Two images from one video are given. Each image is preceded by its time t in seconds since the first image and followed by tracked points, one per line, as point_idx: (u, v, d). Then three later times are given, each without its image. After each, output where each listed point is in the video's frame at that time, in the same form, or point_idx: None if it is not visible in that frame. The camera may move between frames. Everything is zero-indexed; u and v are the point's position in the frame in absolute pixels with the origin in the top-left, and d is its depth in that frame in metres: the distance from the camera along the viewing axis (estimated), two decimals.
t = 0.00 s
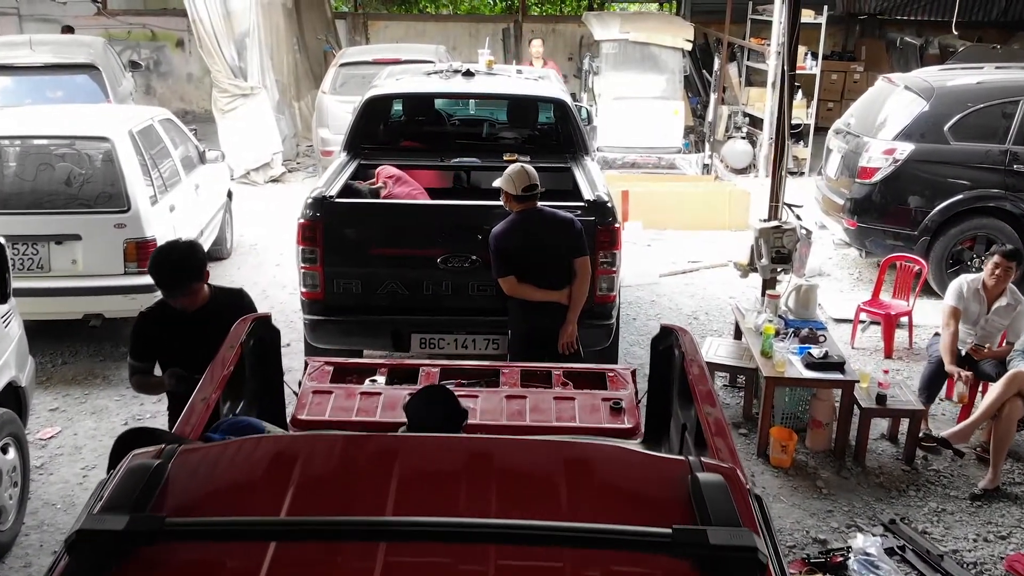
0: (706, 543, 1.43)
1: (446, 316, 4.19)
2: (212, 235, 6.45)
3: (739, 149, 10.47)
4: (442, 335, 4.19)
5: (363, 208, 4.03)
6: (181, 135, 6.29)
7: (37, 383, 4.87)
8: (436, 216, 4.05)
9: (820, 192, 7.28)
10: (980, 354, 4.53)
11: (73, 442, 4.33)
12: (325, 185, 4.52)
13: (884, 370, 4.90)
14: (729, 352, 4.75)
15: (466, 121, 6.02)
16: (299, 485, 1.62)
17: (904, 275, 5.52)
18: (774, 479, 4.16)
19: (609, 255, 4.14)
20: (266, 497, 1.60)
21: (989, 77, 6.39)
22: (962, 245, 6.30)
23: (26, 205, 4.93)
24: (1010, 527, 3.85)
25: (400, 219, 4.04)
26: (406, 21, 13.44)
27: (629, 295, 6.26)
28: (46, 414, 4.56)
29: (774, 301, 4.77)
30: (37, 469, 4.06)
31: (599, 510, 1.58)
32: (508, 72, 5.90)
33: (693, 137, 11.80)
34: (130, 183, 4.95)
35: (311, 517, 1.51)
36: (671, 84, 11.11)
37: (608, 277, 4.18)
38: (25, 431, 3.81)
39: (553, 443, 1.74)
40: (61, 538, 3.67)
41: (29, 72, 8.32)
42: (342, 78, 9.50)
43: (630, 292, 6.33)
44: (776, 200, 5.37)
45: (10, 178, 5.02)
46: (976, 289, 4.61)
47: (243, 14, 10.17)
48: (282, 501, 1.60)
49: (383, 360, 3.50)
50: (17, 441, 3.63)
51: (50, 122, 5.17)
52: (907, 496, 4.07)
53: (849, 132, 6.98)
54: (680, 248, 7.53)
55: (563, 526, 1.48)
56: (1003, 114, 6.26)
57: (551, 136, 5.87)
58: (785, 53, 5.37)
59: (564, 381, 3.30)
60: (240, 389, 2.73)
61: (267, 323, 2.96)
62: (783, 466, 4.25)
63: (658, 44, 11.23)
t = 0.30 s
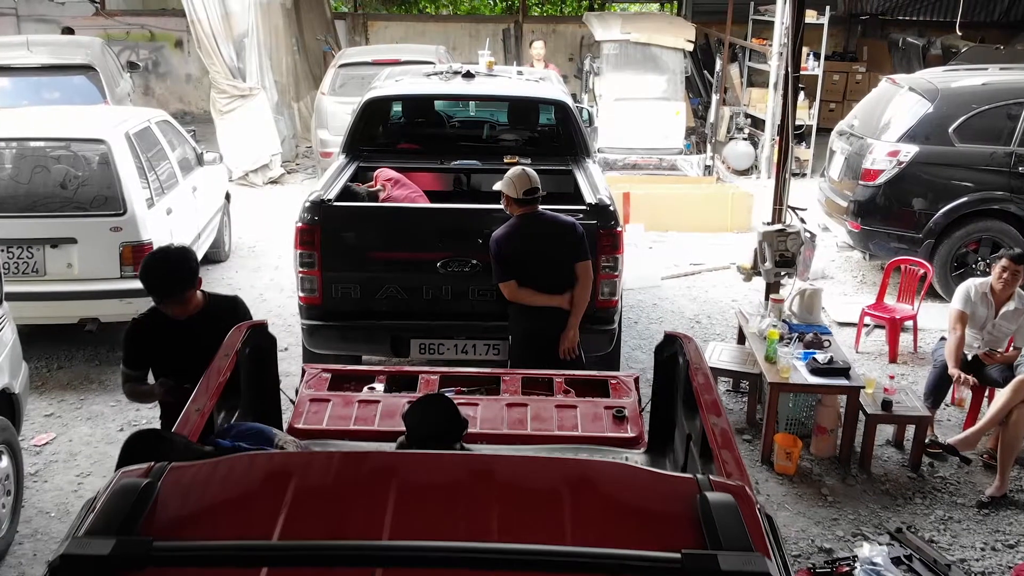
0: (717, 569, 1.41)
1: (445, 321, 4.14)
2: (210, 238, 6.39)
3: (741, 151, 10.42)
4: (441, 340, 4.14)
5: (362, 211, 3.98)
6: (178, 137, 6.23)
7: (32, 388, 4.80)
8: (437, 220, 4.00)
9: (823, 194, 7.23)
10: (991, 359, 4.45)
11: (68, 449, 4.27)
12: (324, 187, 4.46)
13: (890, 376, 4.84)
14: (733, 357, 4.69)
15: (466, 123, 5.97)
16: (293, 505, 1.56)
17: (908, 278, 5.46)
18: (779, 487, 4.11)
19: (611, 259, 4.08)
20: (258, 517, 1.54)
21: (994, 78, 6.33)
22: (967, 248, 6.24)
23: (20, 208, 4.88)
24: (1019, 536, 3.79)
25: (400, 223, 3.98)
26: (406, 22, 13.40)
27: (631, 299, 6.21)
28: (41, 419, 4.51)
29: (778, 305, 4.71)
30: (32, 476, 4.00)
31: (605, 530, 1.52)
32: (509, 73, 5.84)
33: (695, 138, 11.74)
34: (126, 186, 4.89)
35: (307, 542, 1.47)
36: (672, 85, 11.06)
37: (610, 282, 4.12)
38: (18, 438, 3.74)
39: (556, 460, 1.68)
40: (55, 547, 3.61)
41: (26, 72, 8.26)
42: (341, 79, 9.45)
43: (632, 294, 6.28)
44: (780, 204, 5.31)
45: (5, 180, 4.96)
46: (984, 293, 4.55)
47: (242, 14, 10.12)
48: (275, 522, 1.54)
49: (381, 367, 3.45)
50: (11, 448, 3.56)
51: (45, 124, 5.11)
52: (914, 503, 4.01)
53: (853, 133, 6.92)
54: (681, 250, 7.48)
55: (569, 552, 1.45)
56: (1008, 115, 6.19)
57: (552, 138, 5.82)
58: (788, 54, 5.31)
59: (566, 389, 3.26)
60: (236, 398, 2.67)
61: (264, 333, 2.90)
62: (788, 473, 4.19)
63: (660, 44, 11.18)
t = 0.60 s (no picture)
0: None
1: (444, 327, 4.07)
2: (207, 241, 6.33)
3: (743, 152, 10.35)
4: (441, 346, 4.07)
5: (360, 215, 3.91)
6: (175, 138, 6.17)
7: (26, 395, 4.73)
8: (436, 225, 3.93)
9: (827, 197, 7.16)
10: (999, 365, 4.38)
11: (62, 456, 4.20)
12: (321, 190, 4.40)
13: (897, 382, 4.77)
14: (737, 363, 4.62)
15: (466, 125, 5.91)
16: (285, 529, 1.50)
17: (914, 282, 5.39)
18: (784, 496, 4.04)
19: (613, 264, 4.01)
20: (248, 543, 1.47)
21: (1000, 80, 6.27)
22: (973, 252, 6.19)
23: (16, 211, 4.86)
24: None
25: (399, 228, 3.92)
26: (406, 22, 13.34)
27: (633, 302, 6.14)
28: (35, 426, 4.44)
29: (782, 310, 4.64)
30: (25, 485, 3.93)
31: (609, 555, 1.46)
32: (509, 75, 5.78)
33: (696, 139, 11.67)
34: (121, 189, 4.82)
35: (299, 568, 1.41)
36: (674, 85, 10.99)
37: (612, 287, 4.05)
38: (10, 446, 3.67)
39: (559, 480, 1.61)
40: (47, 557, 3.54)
41: (23, 74, 8.20)
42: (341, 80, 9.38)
43: (634, 298, 6.21)
44: (785, 208, 5.24)
45: None
46: (993, 298, 4.48)
47: (240, 15, 10.06)
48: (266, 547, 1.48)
49: (380, 375, 3.38)
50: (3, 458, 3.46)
51: (39, 127, 5.05)
52: (921, 513, 3.94)
53: (857, 135, 6.86)
54: (683, 252, 7.41)
55: None
56: (1014, 117, 6.13)
57: (553, 140, 5.76)
58: (792, 55, 5.25)
59: (568, 398, 3.19)
60: (230, 409, 2.61)
61: (258, 340, 2.84)
62: (793, 482, 4.12)
63: (661, 45, 11.11)
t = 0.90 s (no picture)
0: None
1: (444, 332, 4.01)
2: (205, 244, 6.27)
3: (745, 153, 10.29)
4: (441, 352, 4.02)
5: (358, 219, 3.85)
6: (172, 140, 6.11)
7: (21, 400, 4.68)
8: (437, 229, 3.88)
9: (830, 199, 7.11)
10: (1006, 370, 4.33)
11: (57, 463, 4.14)
12: (320, 194, 4.34)
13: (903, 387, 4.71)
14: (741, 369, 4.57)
15: (466, 126, 5.86)
16: (278, 554, 1.44)
17: (919, 286, 5.33)
18: (789, 504, 3.98)
19: (616, 268, 3.96)
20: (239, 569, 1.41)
21: (1005, 81, 6.21)
22: (977, 255, 6.14)
23: (9, 214, 4.75)
24: None
25: (398, 232, 3.86)
26: (406, 22, 13.29)
27: (635, 306, 6.09)
28: (30, 433, 4.39)
29: (787, 315, 4.58)
30: (19, 493, 3.87)
31: None
32: (509, 76, 5.72)
33: (698, 139, 11.62)
34: (116, 192, 4.76)
35: None
36: (675, 86, 10.92)
37: (615, 292, 3.99)
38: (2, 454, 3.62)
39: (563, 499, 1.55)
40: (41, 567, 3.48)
41: (20, 75, 8.15)
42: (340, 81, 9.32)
43: (636, 301, 6.16)
44: (789, 211, 5.18)
45: None
46: (1000, 302, 4.43)
47: (238, 15, 9.99)
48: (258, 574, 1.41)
49: (378, 383, 3.33)
50: None
51: (34, 129, 4.99)
52: (928, 521, 3.88)
53: (860, 137, 6.80)
54: (685, 255, 7.36)
55: None
56: (1020, 118, 6.07)
57: (553, 142, 5.71)
58: (797, 56, 5.18)
59: (570, 407, 3.13)
60: (225, 420, 2.55)
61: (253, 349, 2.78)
62: (798, 490, 4.06)
63: (662, 46, 11.04)
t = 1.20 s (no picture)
0: None
1: (443, 338, 3.95)
2: (202, 246, 6.21)
3: (746, 154, 10.23)
4: (440, 358, 3.95)
5: (356, 223, 3.80)
6: (169, 142, 6.05)
7: (15, 407, 4.61)
8: (436, 234, 3.82)
9: (833, 201, 7.06)
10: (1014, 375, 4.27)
11: (51, 471, 4.08)
12: (318, 197, 4.28)
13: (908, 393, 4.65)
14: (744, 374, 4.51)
15: (466, 128, 5.81)
16: None
17: (924, 290, 5.26)
18: (794, 512, 3.92)
19: (618, 273, 3.90)
20: None
21: (1010, 82, 6.15)
22: (983, 258, 6.08)
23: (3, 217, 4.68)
24: None
25: (397, 237, 3.80)
26: (405, 23, 13.24)
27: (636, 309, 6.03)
28: (23, 439, 4.33)
29: (791, 319, 4.52)
30: (12, 501, 3.81)
31: None
32: (510, 77, 5.66)
33: (699, 141, 11.56)
34: (112, 195, 4.70)
35: None
36: (676, 86, 10.86)
37: (617, 297, 3.93)
38: None
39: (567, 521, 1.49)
40: None
41: (17, 75, 8.09)
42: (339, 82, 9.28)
43: (637, 305, 6.10)
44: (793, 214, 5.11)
45: None
46: (1007, 307, 4.37)
47: (236, 16, 9.90)
48: None
49: (376, 391, 3.27)
50: None
51: (29, 131, 4.93)
52: (934, 530, 3.82)
53: (864, 138, 6.74)
54: (687, 257, 7.30)
55: None
56: None
57: (554, 143, 5.67)
58: (801, 57, 5.11)
59: (572, 416, 3.07)
60: (219, 431, 2.48)
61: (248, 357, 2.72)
62: (803, 497, 4.01)
63: (664, 46, 10.94)
